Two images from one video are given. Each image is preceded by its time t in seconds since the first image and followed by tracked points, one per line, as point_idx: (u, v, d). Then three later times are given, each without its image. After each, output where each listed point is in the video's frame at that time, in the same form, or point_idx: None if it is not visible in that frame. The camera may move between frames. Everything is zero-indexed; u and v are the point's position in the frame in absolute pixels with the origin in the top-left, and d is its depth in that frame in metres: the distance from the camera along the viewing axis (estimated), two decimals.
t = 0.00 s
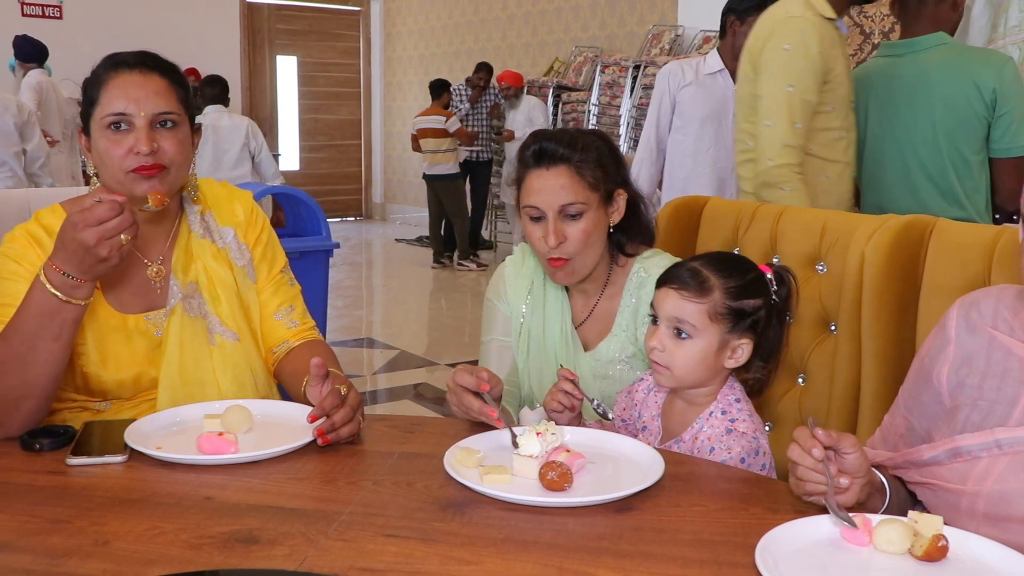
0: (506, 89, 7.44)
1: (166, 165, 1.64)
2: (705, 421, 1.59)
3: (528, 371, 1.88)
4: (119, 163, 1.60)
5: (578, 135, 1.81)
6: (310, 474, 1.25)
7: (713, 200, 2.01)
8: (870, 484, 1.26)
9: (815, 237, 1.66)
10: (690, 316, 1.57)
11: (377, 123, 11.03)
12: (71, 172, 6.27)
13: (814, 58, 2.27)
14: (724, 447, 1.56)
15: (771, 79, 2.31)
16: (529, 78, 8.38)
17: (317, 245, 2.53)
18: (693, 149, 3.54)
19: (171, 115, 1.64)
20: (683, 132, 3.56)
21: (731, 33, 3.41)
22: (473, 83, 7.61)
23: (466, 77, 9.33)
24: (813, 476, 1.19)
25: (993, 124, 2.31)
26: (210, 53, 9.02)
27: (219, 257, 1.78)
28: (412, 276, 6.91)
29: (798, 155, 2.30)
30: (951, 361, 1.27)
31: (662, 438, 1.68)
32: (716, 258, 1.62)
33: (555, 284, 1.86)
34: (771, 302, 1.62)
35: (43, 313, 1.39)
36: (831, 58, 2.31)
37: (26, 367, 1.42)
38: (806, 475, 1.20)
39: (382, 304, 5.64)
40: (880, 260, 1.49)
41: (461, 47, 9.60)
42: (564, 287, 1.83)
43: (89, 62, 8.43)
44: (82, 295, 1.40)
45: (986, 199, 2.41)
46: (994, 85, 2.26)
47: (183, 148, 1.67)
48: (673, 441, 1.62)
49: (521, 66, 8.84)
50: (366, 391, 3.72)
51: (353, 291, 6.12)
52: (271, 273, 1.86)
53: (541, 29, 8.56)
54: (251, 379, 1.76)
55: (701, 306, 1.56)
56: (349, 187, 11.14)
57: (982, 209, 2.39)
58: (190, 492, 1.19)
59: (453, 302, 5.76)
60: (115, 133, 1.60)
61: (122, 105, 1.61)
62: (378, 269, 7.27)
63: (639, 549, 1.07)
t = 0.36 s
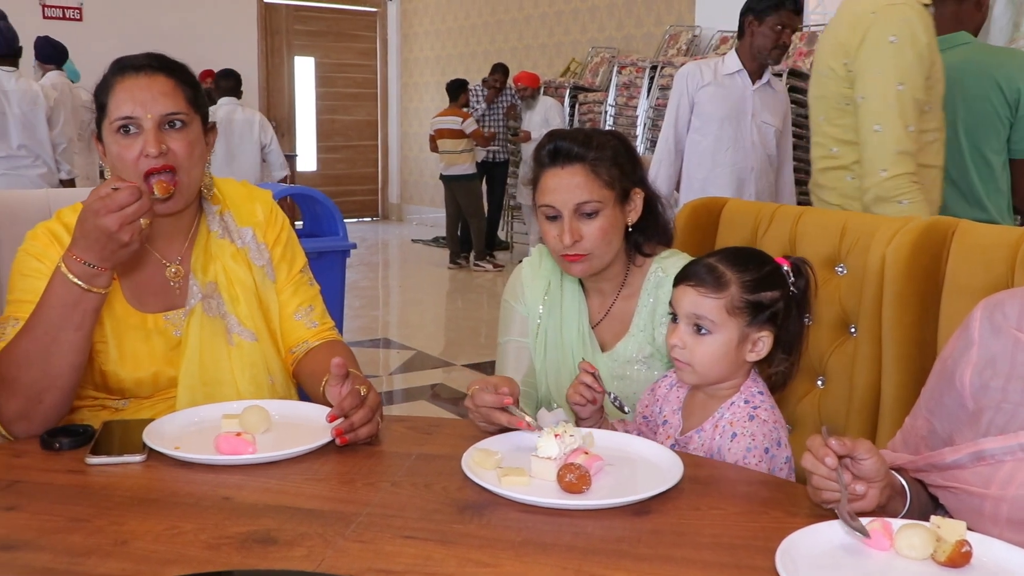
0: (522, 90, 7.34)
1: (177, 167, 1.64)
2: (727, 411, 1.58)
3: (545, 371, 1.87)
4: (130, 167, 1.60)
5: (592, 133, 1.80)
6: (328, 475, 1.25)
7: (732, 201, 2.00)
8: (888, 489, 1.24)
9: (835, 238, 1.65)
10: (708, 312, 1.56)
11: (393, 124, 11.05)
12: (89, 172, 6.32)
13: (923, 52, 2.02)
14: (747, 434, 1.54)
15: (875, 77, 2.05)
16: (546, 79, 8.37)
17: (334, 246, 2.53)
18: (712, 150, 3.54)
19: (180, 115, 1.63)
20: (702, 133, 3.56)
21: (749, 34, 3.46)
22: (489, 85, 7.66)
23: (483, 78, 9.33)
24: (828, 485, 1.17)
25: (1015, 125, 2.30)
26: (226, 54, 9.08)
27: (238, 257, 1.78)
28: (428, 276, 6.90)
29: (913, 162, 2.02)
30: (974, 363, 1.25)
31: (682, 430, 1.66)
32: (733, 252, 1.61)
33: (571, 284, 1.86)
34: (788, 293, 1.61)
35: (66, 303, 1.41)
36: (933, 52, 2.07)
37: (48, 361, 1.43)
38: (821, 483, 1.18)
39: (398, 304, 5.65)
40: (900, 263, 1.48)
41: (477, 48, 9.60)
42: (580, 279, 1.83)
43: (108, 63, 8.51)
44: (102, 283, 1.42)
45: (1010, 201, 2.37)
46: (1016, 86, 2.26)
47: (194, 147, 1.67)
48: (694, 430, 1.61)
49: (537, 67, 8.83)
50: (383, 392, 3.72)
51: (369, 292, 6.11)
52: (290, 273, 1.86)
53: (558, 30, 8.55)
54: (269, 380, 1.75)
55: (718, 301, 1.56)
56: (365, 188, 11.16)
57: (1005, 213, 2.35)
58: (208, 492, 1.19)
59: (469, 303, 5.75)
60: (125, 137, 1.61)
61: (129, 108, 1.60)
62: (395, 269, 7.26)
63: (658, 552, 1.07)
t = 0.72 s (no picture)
0: (545, 91, 7.28)
1: (196, 173, 1.64)
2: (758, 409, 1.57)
3: (568, 371, 1.86)
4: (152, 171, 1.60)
5: (617, 133, 1.80)
6: (352, 475, 1.25)
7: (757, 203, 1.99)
8: (917, 492, 1.23)
9: (862, 241, 1.63)
10: (731, 306, 1.57)
11: (417, 125, 11.06)
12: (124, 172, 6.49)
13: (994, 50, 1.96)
14: (792, 432, 1.54)
15: (945, 79, 2.01)
16: (570, 79, 8.38)
17: (357, 245, 2.52)
18: (735, 151, 3.53)
19: (199, 121, 1.63)
20: (725, 134, 3.54)
21: (774, 35, 3.42)
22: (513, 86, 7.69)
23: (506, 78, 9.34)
24: (855, 491, 1.15)
25: None
26: (248, 54, 9.18)
27: (264, 255, 1.78)
28: (451, 277, 6.92)
29: (986, 168, 2.00)
30: (1005, 368, 1.24)
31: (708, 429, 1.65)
32: (755, 248, 1.62)
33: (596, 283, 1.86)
34: (808, 290, 1.61)
35: (94, 286, 1.44)
36: (1006, 47, 2.01)
37: (80, 347, 1.45)
38: (848, 489, 1.17)
39: (420, 304, 5.67)
40: (928, 265, 1.47)
41: (500, 49, 9.62)
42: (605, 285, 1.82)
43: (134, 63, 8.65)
44: (131, 267, 1.46)
45: None
46: None
47: (214, 154, 1.66)
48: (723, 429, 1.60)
49: (561, 68, 8.83)
50: (406, 391, 3.73)
51: (392, 292, 6.14)
52: (316, 271, 1.85)
53: (581, 30, 8.56)
54: (294, 378, 1.75)
55: (742, 296, 1.57)
56: (388, 188, 11.18)
57: None
58: (232, 491, 1.19)
59: (492, 303, 5.76)
60: (146, 143, 1.62)
61: (149, 114, 1.61)
62: (417, 270, 7.29)
63: (682, 556, 1.06)
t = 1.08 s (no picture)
0: (567, 92, 7.21)
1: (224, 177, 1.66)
2: (789, 418, 1.56)
3: (590, 373, 1.87)
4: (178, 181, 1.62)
5: (638, 133, 1.79)
6: (373, 476, 1.25)
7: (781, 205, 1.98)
8: (942, 498, 1.21)
9: (887, 244, 1.62)
10: (762, 316, 1.56)
11: (440, 126, 11.04)
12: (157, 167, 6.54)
13: None
14: (825, 443, 1.52)
15: None
16: (592, 81, 8.38)
17: (378, 247, 2.52)
18: (756, 154, 3.51)
19: (221, 127, 1.64)
20: (747, 137, 3.53)
21: (795, 36, 3.43)
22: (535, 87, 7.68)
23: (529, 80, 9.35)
24: (879, 498, 1.14)
25: None
26: (272, 55, 9.24)
27: (287, 254, 1.78)
28: (471, 278, 6.93)
29: None
30: None
31: (737, 437, 1.65)
32: (784, 255, 1.61)
33: (619, 287, 1.86)
34: (840, 296, 1.59)
35: (117, 275, 1.45)
36: None
37: (101, 338, 1.46)
38: (872, 496, 1.15)
39: (441, 306, 5.68)
40: (955, 269, 1.46)
41: (522, 51, 9.62)
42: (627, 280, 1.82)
43: (158, 65, 8.74)
44: (152, 257, 1.47)
45: None
46: None
47: (237, 158, 1.67)
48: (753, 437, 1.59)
49: (582, 70, 8.83)
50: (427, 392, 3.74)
51: (413, 292, 6.15)
52: (340, 271, 1.84)
53: (604, 32, 8.56)
54: (317, 376, 1.75)
55: (772, 305, 1.56)
56: (410, 189, 11.18)
57: None
58: (255, 491, 1.19)
59: (512, 305, 5.75)
60: (171, 152, 1.63)
61: (172, 125, 1.62)
62: (438, 270, 7.30)
63: (704, 561, 1.05)
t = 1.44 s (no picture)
0: (589, 94, 7.17)
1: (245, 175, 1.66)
2: (806, 420, 1.55)
3: (614, 376, 1.87)
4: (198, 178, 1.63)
5: (660, 129, 1.78)
6: (395, 478, 1.25)
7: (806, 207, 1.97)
8: (968, 504, 1.20)
9: (913, 247, 1.61)
10: (781, 321, 1.55)
11: (461, 128, 11.05)
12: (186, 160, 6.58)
13: None
14: (837, 450, 1.50)
15: None
16: (614, 83, 8.37)
17: (400, 248, 2.52)
18: (777, 158, 3.50)
19: (243, 125, 1.65)
20: (766, 140, 3.52)
21: (816, 38, 3.38)
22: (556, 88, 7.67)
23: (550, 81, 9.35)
24: (906, 503, 1.13)
25: None
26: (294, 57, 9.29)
27: (310, 254, 1.78)
28: (492, 280, 6.93)
29: None
30: None
31: (757, 439, 1.63)
32: (805, 260, 1.59)
33: (643, 287, 1.86)
34: (861, 299, 1.58)
35: (136, 276, 1.45)
36: None
37: (122, 343, 1.47)
38: (899, 501, 1.14)
39: (462, 307, 5.69)
40: (981, 273, 1.46)
41: (544, 52, 9.63)
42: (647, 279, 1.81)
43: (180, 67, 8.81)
44: (169, 260, 1.46)
45: None
46: None
47: (259, 156, 1.68)
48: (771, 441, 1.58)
49: (604, 72, 8.83)
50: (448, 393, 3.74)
51: (433, 294, 6.16)
52: (362, 272, 1.84)
53: (626, 34, 8.55)
54: (339, 375, 1.76)
55: (792, 310, 1.54)
56: (431, 191, 11.19)
57: None
58: (277, 492, 1.20)
59: (533, 307, 5.75)
60: (193, 148, 1.64)
61: (195, 122, 1.63)
62: (459, 272, 7.30)
63: (728, 565, 1.04)
